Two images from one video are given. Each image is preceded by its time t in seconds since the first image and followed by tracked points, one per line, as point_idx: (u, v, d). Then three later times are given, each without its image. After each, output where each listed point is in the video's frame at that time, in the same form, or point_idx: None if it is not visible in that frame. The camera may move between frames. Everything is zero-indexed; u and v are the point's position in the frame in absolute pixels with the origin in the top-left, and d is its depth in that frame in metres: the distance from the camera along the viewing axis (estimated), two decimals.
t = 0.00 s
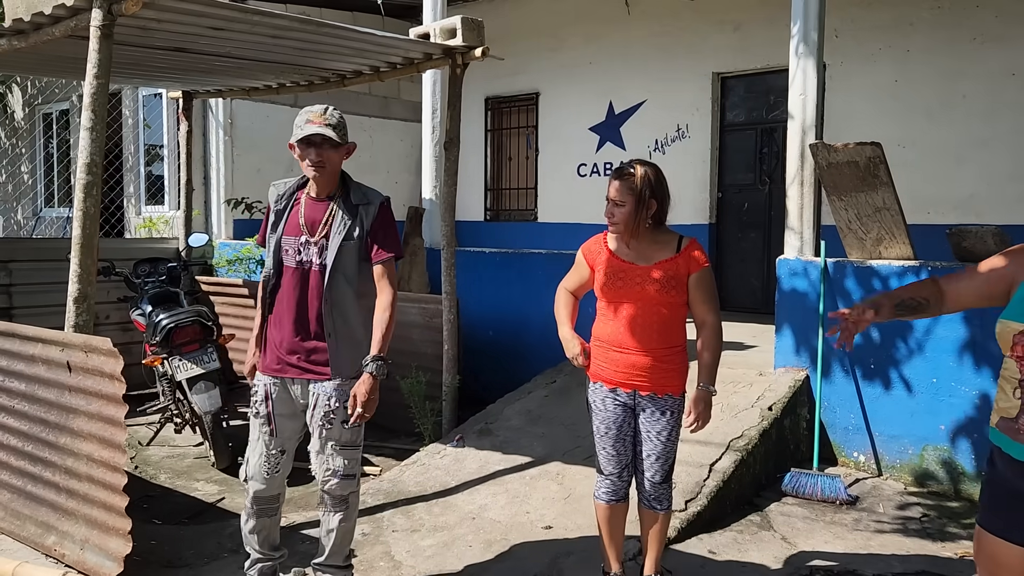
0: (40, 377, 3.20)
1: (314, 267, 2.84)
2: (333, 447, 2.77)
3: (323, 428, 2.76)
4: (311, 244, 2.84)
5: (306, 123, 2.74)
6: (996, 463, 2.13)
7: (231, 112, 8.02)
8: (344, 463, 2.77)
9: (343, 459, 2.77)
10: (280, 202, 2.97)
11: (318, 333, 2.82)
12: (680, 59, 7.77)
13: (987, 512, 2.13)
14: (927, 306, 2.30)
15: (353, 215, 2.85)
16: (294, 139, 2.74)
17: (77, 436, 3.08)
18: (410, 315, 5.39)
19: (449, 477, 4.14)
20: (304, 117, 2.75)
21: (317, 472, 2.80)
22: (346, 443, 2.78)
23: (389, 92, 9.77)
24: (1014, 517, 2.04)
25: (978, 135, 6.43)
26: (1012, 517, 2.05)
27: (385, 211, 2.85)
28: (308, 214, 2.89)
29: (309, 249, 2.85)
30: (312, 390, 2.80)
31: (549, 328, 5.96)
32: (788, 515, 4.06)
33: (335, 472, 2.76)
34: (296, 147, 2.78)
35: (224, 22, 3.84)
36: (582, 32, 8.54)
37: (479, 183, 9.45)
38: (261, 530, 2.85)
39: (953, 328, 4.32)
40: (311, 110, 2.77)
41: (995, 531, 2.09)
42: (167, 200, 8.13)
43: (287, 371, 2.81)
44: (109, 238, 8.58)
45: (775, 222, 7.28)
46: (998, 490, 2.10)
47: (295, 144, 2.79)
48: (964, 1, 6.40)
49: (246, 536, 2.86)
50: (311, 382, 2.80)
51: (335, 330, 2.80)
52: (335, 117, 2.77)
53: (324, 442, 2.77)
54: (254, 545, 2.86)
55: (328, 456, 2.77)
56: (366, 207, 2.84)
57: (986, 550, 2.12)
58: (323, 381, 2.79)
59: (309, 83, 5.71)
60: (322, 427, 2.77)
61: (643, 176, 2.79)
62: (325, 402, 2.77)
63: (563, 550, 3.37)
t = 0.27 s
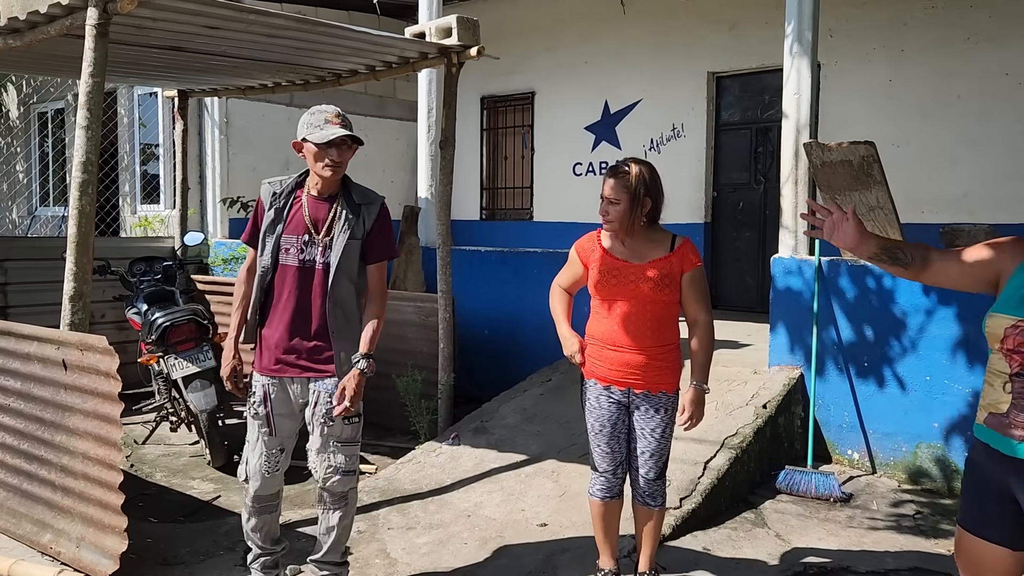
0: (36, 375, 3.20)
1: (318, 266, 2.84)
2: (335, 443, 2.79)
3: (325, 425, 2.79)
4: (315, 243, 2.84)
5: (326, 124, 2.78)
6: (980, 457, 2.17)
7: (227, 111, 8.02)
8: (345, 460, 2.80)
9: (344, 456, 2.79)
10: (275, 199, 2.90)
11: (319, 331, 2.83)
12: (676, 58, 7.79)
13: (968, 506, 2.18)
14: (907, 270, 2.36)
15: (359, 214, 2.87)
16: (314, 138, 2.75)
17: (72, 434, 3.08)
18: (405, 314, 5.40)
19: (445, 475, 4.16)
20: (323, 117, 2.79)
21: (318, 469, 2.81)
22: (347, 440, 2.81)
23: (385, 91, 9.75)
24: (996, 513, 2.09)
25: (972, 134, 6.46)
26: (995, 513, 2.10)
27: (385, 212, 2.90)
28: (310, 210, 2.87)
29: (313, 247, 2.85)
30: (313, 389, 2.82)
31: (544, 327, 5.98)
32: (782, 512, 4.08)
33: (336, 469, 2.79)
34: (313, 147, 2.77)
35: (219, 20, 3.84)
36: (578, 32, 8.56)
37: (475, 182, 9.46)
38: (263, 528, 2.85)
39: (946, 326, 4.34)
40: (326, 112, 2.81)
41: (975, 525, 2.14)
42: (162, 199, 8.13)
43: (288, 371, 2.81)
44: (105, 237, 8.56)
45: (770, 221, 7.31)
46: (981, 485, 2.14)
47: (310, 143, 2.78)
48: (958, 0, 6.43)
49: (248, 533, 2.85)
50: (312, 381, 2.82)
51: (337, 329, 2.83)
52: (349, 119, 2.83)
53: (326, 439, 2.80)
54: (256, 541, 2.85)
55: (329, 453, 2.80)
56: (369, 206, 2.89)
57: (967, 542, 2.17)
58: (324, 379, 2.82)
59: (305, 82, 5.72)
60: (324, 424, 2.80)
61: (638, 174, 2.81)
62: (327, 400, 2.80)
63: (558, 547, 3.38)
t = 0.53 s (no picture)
0: (29, 374, 3.20)
1: (299, 264, 2.83)
2: (324, 441, 2.82)
3: (314, 424, 2.81)
4: (295, 240, 2.84)
5: (307, 122, 2.81)
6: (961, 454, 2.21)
7: (220, 110, 8.01)
8: (335, 457, 2.82)
9: (334, 453, 2.82)
10: (255, 200, 2.91)
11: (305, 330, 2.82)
12: (670, 58, 7.81)
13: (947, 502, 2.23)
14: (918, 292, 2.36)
15: (338, 212, 2.87)
16: (296, 135, 2.77)
17: (66, 433, 3.08)
18: (400, 313, 5.40)
19: (439, 474, 4.16)
20: (305, 115, 2.82)
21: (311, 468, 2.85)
22: (335, 437, 2.82)
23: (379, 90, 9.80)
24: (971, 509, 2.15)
25: (963, 134, 6.49)
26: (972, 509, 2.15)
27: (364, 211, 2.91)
28: (289, 209, 2.88)
29: (293, 245, 2.84)
30: (301, 390, 2.83)
31: (538, 326, 5.99)
32: (774, 510, 4.10)
33: (326, 467, 2.81)
34: (293, 144, 2.79)
35: (213, 19, 3.84)
36: (572, 31, 8.57)
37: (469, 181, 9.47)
38: (255, 532, 2.86)
39: (937, 325, 4.36)
40: (307, 112, 2.84)
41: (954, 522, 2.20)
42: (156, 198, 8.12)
43: (274, 372, 2.81)
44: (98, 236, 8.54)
45: (763, 221, 7.33)
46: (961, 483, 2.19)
47: (290, 141, 2.80)
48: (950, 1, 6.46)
49: (240, 540, 2.87)
50: (299, 382, 2.82)
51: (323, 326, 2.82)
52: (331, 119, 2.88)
53: (316, 438, 2.82)
54: (248, 547, 2.87)
55: (319, 451, 2.82)
56: (347, 204, 2.90)
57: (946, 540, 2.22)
58: (311, 379, 2.81)
59: (299, 81, 5.71)
60: (312, 423, 2.81)
61: (633, 171, 2.82)
62: (313, 399, 2.81)
63: (551, 545, 3.39)
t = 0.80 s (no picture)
0: (19, 374, 3.19)
1: (271, 262, 2.82)
2: (306, 441, 2.82)
3: (296, 423, 2.81)
4: (265, 240, 2.81)
5: (260, 121, 2.77)
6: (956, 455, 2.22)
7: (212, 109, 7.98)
8: (319, 457, 2.83)
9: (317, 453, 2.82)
10: (216, 206, 2.82)
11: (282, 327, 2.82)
12: (662, 57, 7.83)
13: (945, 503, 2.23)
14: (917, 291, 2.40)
15: (302, 207, 2.89)
16: (248, 134, 2.73)
17: (56, 432, 3.07)
18: (391, 312, 5.40)
19: (431, 472, 4.16)
20: (257, 115, 2.78)
21: (291, 470, 2.83)
22: (318, 437, 2.84)
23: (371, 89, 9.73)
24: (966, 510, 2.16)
25: (954, 134, 6.52)
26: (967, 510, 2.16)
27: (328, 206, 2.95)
28: (253, 210, 2.84)
29: (262, 245, 2.81)
30: (279, 390, 2.81)
31: (530, 325, 5.99)
32: (765, 508, 4.11)
33: (310, 466, 2.82)
34: (246, 144, 2.76)
35: (203, 18, 3.83)
36: (564, 31, 8.58)
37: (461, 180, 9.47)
38: (244, 536, 2.90)
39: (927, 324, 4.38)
40: (260, 111, 2.81)
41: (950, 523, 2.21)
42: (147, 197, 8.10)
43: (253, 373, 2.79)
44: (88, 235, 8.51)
45: (755, 220, 7.35)
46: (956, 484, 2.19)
47: (243, 141, 2.77)
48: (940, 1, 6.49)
49: (229, 542, 2.90)
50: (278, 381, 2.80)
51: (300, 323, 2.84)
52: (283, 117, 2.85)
53: (297, 438, 2.81)
54: (238, 549, 2.91)
55: (302, 450, 2.81)
56: (308, 198, 2.92)
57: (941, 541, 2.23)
58: (291, 377, 2.81)
59: (290, 79, 5.70)
60: (294, 423, 2.81)
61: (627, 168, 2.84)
62: (295, 398, 2.81)
63: (543, 544, 3.40)
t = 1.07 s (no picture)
0: (7, 374, 3.17)
1: (246, 264, 2.88)
2: (295, 435, 2.76)
3: (283, 417, 2.75)
4: (237, 242, 2.87)
5: (222, 125, 2.78)
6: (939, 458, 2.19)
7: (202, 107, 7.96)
8: (309, 451, 2.78)
9: (307, 446, 2.78)
10: (188, 210, 2.83)
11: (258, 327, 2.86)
12: (653, 57, 7.85)
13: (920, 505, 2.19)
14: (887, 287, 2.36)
15: (269, 207, 2.93)
16: (211, 139, 2.74)
17: (45, 432, 3.06)
18: (383, 312, 5.40)
19: (422, 472, 4.17)
20: (219, 118, 2.79)
21: (283, 470, 2.75)
22: (305, 430, 2.80)
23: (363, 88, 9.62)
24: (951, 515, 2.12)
25: (943, 134, 6.56)
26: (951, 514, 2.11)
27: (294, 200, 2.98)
28: (224, 213, 2.88)
29: (237, 248, 2.87)
30: (263, 381, 2.80)
31: (521, 324, 6.00)
32: (755, 506, 4.13)
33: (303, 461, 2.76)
34: (209, 149, 2.77)
35: (192, 17, 3.82)
36: (555, 30, 8.59)
37: (453, 179, 9.48)
38: (233, 535, 2.91)
39: (916, 323, 4.40)
40: (221, 114, 2.81)
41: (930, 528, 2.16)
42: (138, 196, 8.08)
43: (235, 373, 2.82)
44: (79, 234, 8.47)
45: (746, 219, 7.38)
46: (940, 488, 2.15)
47: (206, 145, 2.78)
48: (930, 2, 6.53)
49: (219, 542, 2.91)
50: (262, 374, 2.81)
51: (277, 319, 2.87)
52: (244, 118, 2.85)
53: (286, 433, 2.75)
54: (228, 549, 2.92)
55: (292, 446, 2.75)
56: (274, 196, 2.96)
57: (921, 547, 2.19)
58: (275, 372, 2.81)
59: (281, 79, 5.69)
60: (282, 417, 2.75)
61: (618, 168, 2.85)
62: (281, 390, 2.76)
63: (534, 542, 3.41)
